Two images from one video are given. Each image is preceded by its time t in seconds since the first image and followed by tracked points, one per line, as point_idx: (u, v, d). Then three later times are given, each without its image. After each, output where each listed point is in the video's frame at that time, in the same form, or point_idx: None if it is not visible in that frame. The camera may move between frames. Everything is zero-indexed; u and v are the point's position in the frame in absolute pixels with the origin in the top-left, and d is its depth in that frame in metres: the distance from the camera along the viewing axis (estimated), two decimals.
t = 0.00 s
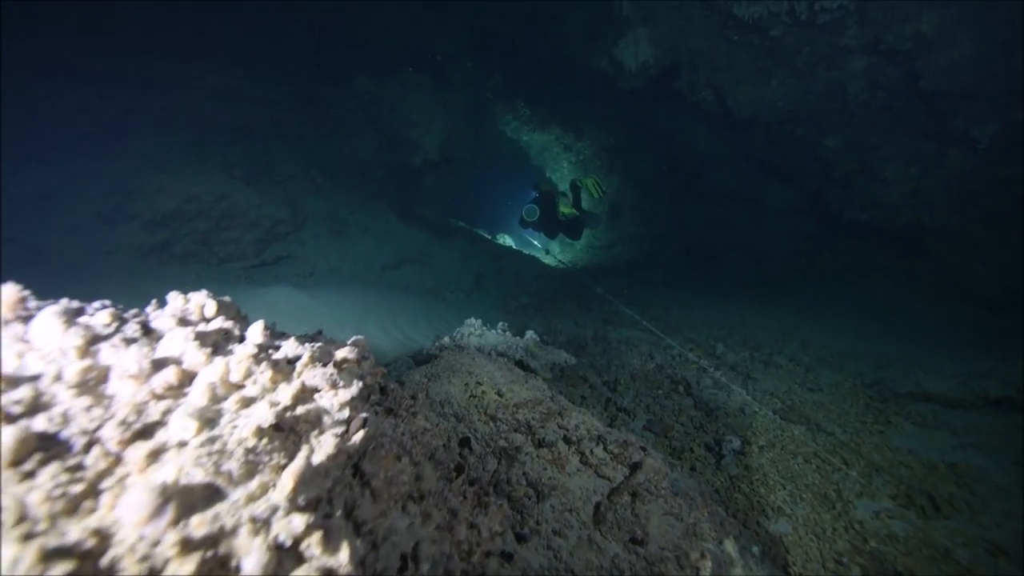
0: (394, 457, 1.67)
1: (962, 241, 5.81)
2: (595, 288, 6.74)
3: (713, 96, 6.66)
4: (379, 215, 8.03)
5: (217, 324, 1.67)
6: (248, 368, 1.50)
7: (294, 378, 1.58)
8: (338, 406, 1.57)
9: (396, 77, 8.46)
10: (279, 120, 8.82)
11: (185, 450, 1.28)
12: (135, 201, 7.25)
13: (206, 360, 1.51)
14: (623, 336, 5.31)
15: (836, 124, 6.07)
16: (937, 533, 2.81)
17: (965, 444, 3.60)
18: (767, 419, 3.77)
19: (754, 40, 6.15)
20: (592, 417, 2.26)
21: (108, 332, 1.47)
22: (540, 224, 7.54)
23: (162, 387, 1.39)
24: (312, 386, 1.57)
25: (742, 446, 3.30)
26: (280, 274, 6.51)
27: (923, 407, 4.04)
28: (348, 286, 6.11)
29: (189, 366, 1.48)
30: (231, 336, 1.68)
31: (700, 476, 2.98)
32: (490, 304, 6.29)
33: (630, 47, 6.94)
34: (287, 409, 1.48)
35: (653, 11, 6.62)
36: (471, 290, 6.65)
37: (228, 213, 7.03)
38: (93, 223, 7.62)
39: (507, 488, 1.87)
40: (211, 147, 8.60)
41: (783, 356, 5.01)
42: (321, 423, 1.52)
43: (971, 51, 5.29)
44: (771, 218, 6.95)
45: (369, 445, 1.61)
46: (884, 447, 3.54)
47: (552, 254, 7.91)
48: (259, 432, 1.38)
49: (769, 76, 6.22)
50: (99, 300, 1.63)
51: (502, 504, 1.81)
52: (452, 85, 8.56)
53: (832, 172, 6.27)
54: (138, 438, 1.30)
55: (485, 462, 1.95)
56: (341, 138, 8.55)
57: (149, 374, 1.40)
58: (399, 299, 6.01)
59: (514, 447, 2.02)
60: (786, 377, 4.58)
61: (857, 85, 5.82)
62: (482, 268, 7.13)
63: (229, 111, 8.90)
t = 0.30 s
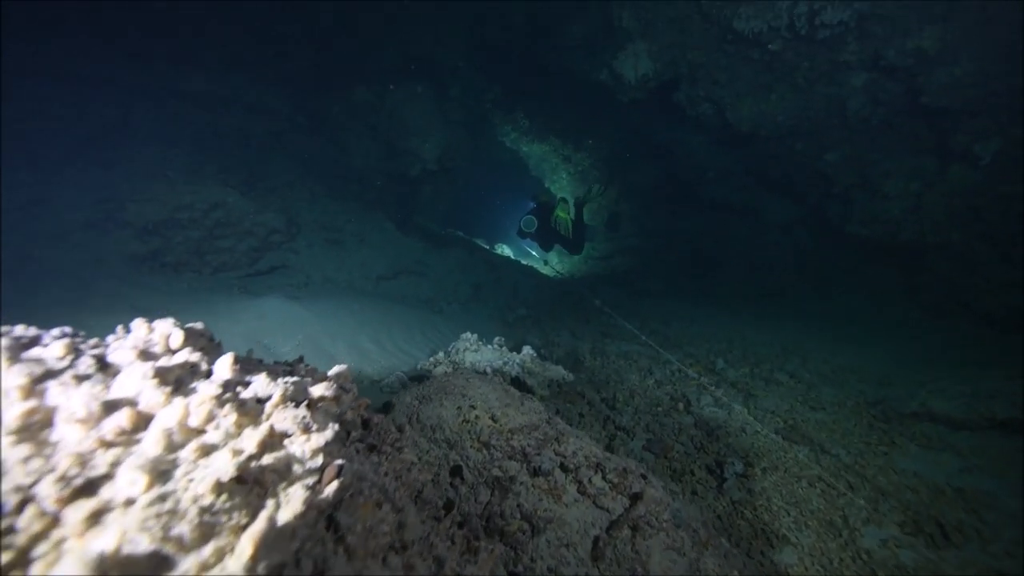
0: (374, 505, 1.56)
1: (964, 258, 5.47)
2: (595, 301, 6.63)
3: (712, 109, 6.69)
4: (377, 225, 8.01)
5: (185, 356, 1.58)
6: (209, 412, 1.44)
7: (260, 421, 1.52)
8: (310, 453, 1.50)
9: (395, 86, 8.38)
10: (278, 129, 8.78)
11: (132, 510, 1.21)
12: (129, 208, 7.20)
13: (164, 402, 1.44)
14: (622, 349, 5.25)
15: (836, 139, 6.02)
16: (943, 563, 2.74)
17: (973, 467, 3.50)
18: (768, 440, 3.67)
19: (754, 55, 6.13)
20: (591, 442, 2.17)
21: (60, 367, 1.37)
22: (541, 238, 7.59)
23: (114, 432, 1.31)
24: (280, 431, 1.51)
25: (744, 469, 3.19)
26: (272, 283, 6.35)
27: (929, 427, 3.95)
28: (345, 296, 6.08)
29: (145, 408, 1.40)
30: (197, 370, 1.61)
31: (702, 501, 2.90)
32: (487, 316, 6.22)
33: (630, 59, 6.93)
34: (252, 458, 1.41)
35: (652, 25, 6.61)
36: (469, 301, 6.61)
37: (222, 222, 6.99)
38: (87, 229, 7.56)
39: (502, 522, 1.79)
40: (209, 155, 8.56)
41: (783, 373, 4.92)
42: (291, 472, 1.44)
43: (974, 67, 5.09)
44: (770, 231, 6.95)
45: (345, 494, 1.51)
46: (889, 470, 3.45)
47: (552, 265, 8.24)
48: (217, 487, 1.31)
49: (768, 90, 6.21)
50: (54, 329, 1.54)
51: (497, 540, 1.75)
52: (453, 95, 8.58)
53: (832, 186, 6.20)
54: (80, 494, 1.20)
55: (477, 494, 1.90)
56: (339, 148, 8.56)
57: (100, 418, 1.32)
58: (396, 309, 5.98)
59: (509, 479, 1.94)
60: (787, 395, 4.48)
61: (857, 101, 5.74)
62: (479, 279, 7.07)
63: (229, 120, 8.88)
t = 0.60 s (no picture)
0: (358, 550, 1.51)
1: (965, 267, 5.21)
2: (595, 309, 6.55)
3: (714, 116, 6.67)
4: (376, 231, 7.98)
5: (156, 389, 1.49)
6: (174, 454, 1.34)
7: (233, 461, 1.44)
8: (286, 498, 1.46)
9: (395, 93, 8.38)
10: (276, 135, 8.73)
11: (84, 566, 1.13)
12: (126, 215, 7.15)
13: (127, 441, 1.31)
14: (622, 359, 5.17)
15: (838, 148, 5.94)
16: None
17: (985, 484, 3.40)
18: (773, 455, 3.59)
19: (754, 62, 6.13)
20: (593, 463, 2.10)
21: (16, 401, 1.27)
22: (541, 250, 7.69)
23: (69, 476, 1.18)
24: (255, 473, 1.44)
25: (748, 486, 3.11)
26: (269, 291, 6.28)
27: (938, 441, 3.85)
28: (345, 302, 6.06)
29: (105, 448, 1.28)
30: (166, 403, 1.50)
31: (706, 519, 2.80)
32: (487, 323, 6.29)
33: (630, 68, 6.90)
34: (220, 506, 1.36)
35: (652, 34, 6.57)
36: (468, 309, 6.61)
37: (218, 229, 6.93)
38: (85, 237, 7.52)
39: (498, 551, 1.71)
40: (202, 161, 8.41)
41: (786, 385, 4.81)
42: (265, 520, 1.40)
43: (978, 76, 4.80)
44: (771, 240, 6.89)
45: (324, 541, 1.47)
46: (898, 488, 3.36)
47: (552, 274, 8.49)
48: (179, 541, 1.26)
49: (770, 98, 6.18)
50: (18, 354, 1.45)
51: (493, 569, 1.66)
52: (453, 104, 8.60)
53: (834, 195, 6.11)
54: (28, 550, 1.08)
55: (473, 520, 1.83)
56: (338, 153, 8.51)
57: (55, 460, 1.18)
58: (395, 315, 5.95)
59: (507, 504, 1.85)
60: (790, 408, 4.39)
61: (860, 109, 5.61)
62: (478, 285, 7.10)
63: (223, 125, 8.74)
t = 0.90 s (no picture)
0: None
1: (971, 271, 5.19)
2: (596, 318, 6.44)
3: (714, 122, 6.62)
4: (374, 240, 7.90)
5: (113, 438, 1.39)
6: (126, 518, 1.23)
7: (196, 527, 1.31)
8: (254, 564, 1.29)
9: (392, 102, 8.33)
10: (274, 145, 8.70)
11: None
12: (121, 227, 7.10)
13: (73, 502, 1.20)
14: (624, 369, 5.06)
15: (840, 152, 5.87)
16: None
17: (1002, 498, 3.30)
18: (782, 470, 3.47)
19: (754, 68, 6.08)
20: (598, 488, 2.01)
21: None
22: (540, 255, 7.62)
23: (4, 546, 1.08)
24: (217, 536, 1.30)
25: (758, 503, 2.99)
26: (266, 304, 6.21)
27: (952, 453, 3.74)
28: (344, 314, 6.00)
29: (49, 510, 1.17)
30: (125, 452, 1.39)
31: (718, 539, 2.67)
32: (487, 332, 6.21)
33: (629, 75, 6.86)
34: None
35: (651, 40, 6.54)
36: (468, 318, 6.53)
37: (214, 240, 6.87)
38: (80, 251, 7.44)
39: None
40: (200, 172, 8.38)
41: (792, 394, 4.70)
42: None
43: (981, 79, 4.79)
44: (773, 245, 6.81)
45: None
46: (913, 503, 3.25)
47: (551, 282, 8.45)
48: None
49: (770, 104, 6.14)
50: None
51: None
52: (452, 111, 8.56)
53: (836, 200, 6.04)
54: None
55: (471, 555, 1.71)
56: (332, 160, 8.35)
57: None
58: (394, 327, 5.87)
59: (508, 535, 1.75)
60: (798, 419, 4.27)
61: (862, 113, 5.55)
62: (478, 294, 7.01)
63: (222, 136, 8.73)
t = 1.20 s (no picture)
0: None
1: (976, 273, 5.11)
2: (595, 324, 6.34)
3: (713, 126, 6.52)
4: (370, 246, 7.79)
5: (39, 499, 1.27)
6: None
7: None
8: None
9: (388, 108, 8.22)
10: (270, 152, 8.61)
11: None
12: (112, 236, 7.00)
13: None
14: (626, 377, 4.93)
15: (843, 154, 5.76)
16: None
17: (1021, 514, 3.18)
18: (792, 484, 3.35)
19: (755, 71, 5.98)
20: (602, 515, 1.89)
21: None
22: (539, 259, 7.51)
23: None
24: None
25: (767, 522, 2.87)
26: (260, 313, 6.10)
27: (967, 465, 3.61)
28: (339, 322, 5.89)
29: None
30: (53, 515, 1.28)
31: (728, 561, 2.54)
32: (485, 340, 6.09)
33: (627, 79, 6.76)
34: None
35: (649, 44, 6.45)
36: (466, 325, 6.40)
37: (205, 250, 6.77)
38: (69, 260, 7.30)
39: None
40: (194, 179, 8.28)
41: (798, 403, 4.58)
42: None
43: (988, 79, 4.65)
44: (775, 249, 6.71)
45: None
46: (928, 519, 3.13)
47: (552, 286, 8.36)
48: None
49: (771, 107, 6.04)
50: None
51: None
52: (448, 115, 8.44)
53: (839, 203, 5.93)
54: None
55: None
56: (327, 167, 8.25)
57: None
58: (390, 335, 5.76)
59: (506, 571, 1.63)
60: (805, 429, 4.14)
61: (864, 115, 5.45)
62: (477, 301, 6.90)
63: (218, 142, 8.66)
